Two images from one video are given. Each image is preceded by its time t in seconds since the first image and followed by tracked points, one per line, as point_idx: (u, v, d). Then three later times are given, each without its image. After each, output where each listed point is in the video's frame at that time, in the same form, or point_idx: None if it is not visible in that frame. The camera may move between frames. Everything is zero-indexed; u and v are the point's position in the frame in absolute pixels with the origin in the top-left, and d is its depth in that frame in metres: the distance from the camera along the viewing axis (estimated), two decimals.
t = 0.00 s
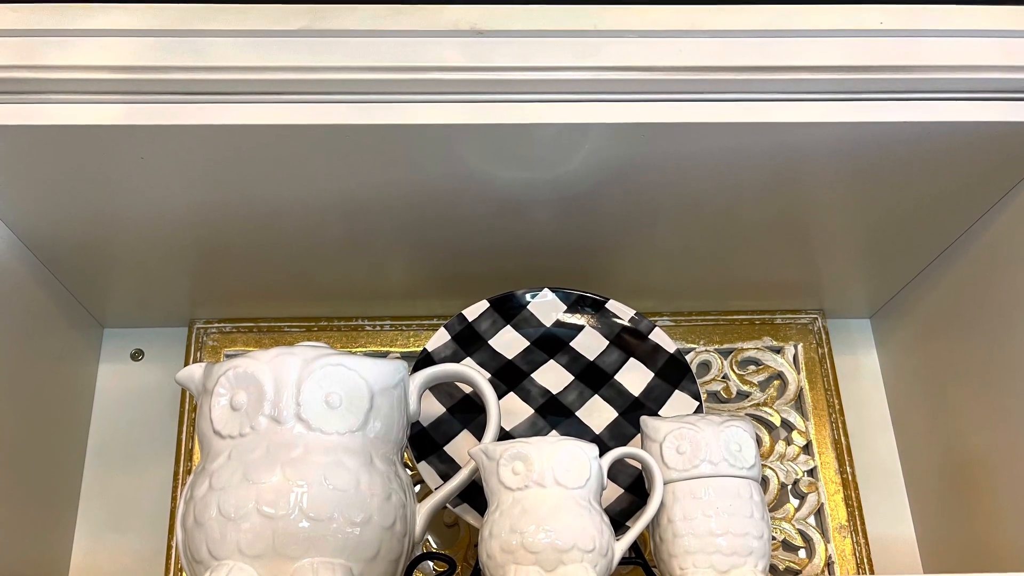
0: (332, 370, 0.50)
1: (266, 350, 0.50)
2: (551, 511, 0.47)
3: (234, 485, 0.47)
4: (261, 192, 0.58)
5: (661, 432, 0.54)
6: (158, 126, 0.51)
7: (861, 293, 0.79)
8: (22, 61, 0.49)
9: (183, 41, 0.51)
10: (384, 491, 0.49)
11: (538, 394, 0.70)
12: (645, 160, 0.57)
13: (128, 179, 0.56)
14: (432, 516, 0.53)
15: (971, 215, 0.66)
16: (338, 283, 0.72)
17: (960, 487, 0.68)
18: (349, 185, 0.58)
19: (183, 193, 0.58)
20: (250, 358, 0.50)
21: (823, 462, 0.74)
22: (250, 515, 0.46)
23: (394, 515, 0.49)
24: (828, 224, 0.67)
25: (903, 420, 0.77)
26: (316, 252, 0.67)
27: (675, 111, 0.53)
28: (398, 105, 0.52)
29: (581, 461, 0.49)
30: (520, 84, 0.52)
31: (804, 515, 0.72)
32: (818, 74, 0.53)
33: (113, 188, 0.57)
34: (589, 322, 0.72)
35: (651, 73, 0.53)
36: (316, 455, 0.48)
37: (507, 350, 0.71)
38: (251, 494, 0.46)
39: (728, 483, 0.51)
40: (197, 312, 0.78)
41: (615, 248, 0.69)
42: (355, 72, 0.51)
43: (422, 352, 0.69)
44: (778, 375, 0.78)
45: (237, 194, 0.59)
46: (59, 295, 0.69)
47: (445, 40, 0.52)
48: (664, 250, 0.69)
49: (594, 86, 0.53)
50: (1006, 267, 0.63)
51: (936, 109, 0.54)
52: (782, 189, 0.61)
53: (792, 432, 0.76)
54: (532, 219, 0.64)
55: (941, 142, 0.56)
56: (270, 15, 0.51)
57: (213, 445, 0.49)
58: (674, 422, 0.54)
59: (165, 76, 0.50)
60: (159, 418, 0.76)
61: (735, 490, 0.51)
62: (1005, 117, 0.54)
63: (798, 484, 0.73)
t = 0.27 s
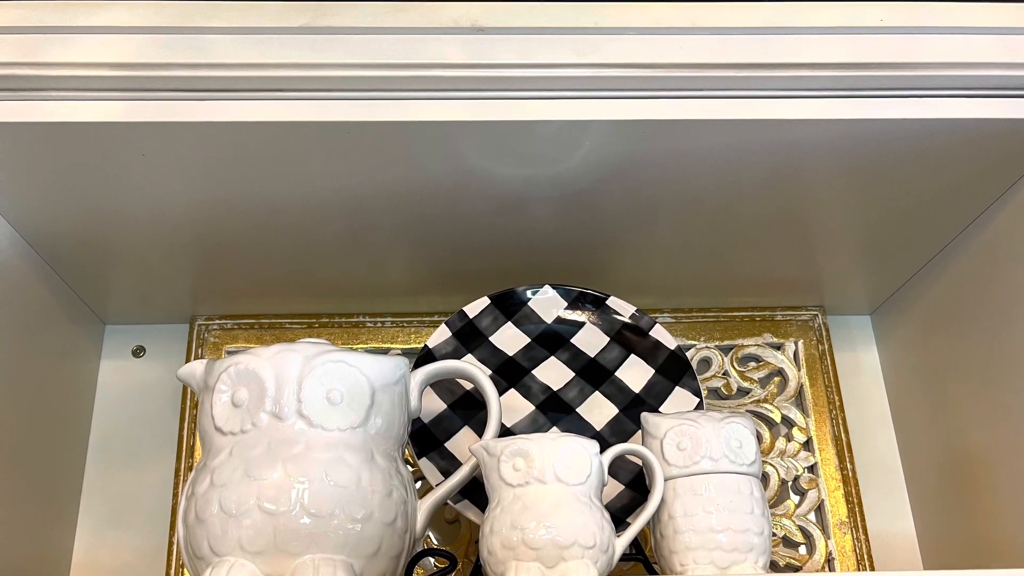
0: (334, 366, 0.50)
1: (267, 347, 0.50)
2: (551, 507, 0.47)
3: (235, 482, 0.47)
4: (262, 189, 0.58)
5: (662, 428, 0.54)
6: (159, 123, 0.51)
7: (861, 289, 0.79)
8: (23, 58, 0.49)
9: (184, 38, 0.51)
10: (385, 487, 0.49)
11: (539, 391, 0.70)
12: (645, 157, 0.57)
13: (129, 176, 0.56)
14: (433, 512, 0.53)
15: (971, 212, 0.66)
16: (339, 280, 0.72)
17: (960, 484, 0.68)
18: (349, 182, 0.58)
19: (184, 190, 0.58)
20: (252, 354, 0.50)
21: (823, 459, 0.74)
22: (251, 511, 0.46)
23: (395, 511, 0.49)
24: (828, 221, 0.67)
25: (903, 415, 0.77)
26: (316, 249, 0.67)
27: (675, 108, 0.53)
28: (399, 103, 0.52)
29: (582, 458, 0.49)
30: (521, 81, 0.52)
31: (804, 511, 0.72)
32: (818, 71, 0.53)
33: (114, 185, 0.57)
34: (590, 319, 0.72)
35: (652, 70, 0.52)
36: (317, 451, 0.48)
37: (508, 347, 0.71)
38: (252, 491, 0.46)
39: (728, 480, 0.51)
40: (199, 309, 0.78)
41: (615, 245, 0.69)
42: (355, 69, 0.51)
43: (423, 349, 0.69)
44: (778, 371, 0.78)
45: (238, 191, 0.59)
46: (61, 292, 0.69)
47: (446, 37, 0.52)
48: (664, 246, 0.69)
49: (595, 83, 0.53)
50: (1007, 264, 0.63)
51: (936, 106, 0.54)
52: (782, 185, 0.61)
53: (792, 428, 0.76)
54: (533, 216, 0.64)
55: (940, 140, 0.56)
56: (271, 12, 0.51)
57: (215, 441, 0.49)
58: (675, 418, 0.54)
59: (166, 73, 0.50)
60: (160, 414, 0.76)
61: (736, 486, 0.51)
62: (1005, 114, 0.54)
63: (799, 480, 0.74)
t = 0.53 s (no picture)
0: (335, 363, 0.50)
1: (268, 343, 0.50)
2: (553, 504, 0.47)
3: (237, 478, 0.47)
4: (263, 186, 0.58)
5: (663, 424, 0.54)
6: (160, 120, 0.51)
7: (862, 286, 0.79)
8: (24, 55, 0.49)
9: (186, 35, 0.51)
10: (387, 484, 0.49)
11: (540, 387, 0.70)
12: (646, 154, 0.57)
13: (130, 173, 0.56)
14: (434, 509, 0.53)
15: (971, 209, 0.66)
16: (339, 276, 0.72)
17: (960, 479, 0.68)
18: (350, 179, 0.58)
19: (185, 187, 0.58)
20: (253, 351, 0.50)
21: (823, 455, 0.74)
22: (253, 508, 0.46)
23: (396, 508, 0.49)
24: (829, 218, 0.67)
25: (903, 411, 0.77)
26: (317, 246, 0.67)
27: (675, 104, 0.53)
28: (399, 100, 0.52)
29: (583, 454, 0.49)
30: (522, 78, 0.52)
31: (805, 508, 0.72)
32: (819, 68, 0.53)
33: (115, 182, 0.57)
34: (591, 315, 0.72)
35: (652, 67, 0.52)
36: (318, 448, 0.48)
37: (509, 343, 0.71)
38: (254, 487, 0.46)
39: (729, 476, 0.52)
40: (200, 305, 0.78)
41: (616, 242, 0.69)
42: (355, 66, 0.51)
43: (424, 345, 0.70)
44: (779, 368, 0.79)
45: (239, 188, 0.59)
46: (62, 288, 0.69)
47: (447, 34, 0.52)
48: (665, 243, 0.69)
49: (596, 80, 0.53)
50: (1007, 261, 0.63)
51: (935, 102, 0.54)
52: (782, 182, 0.61)
53: (793, 425, 0.76)
54: (533, 213, 0.64)
55: (940, 136, 0.56)
56: (272, 9, 0.51)
57: (217, 437, 0.49)
58: (676, 415, 0.54)
59: (167, 70, 0.50)
60: (161, 411, 0.76)
61: (736, 482, 0.51)
62: (1004, 111, 0.54)
63: (799, 476, 0.74)
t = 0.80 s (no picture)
0: (336, 360, 0.50)
1: (269, 340, 0.50)
2: (553, 500, 0.47)
3: (239, 475, 0.47)
4: (264, 183, 0.58)
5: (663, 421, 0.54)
6: (161, 117, 0.51)
7: (862, 283, 0.79)
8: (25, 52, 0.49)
9: (188, 33, 0.51)
10: (387, 480, 0.49)
11: (540, 384, 0.70)
12: (647, 151, 0.57)
13: (131, 170, 0.56)
14: (434, 505, 0.53)
15: (971, 206, 0.66)
16: (340, 273, 0.72)
17: (960, 476, 0.68)
18: (350, 176, 0.58)
19: (186, 184, 0.58)
20: (254, 347, 0.50)
21: (823, 452, 0.74)
22: (255, 504, 0.46)
23: (397, 504, 0.49)
24: (829, 214, 0.67)
25: (903, 408, 0.78)
26: (318, 243, 0.67)
27: (675, 101, 0.53)
28: (399, 97, 0.52)
29: (584, 450, 0.49)
30: (523, 75, 0.52)
31: (805, 504, 0.72)
32: (820, 65, 0.53)
33: (116, 179, 0.57)
34: (592, 312, 0.72)
35: (653, 64, 0.52)
36: (319, 444, 0.48)
37: (510, 340, 0.71)
38: (255, 484, 0.46)
39: (729, 472, 0.52)
40: (201, 302, 0.78)
41: (616, 238, 0.69)
42: (355, 63, 0.51)
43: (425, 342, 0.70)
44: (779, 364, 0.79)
45: (241, 185, 0.59)
46: (64, 285, 0.69)
47: (448, 31, 0.52)
48: (666, 240, 0.69)
49: (597, 77, 0.53)
50: (1007, 258, 0.63)
51: (934, 99, 0.54)
52: (782, 179, 0.61)
53: (793, 421, 0.76)
54: (534, 210, 0.64)
55: (941, 133, 0.56)
56: (273, 6, 0.51)
57: (219, 434, 0.49)
58: (676, 411, 0.54)
59: (169, 68, 0.50)
60: (163, 407, 0.76)
61: (736, 478, 0.52)
62: (1003, 108, 0.54)
63: (799, 473, 0.74)
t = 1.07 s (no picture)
0: (336, 357, 0.50)
1: (270, 337, 0.50)
2: (553, 496, 0.48)
3: (240, 471, 0.47)
4: (265, 180, 0.58)
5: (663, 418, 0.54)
6: (162, 114, 0.51)
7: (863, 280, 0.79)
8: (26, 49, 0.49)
9: (190, 30, 0.51)
10: (388, 476, 0.49)
11: (541, 380, 0.70)
12: (647, 148, 0.57)
13: (132, 167, 0.56)
14: (436, 502, 0.54)
15: (971, 203, 0.66)
16: (341, 270, 0.72)
17: (960, 472, 0.69)
18: (351, 173, 0.58)
19: (187, 181, 0.58)
20: (255, 344, 0.50)
21: (823, 448, 0.75)
22: (256, 500, 0.46)
23: (398, 501, 0.49)
24: (830, 211, 0.67)
25: (903, 404, 0.78)
26: (319, 239, 0.67)
27: (676, 98, 0.53)
28: (400, 94, 0.52)
29: (584, 447, 0.49)
30: (524, 72, 0.52)
31: (805, 500, 0.73)
32: (820, 62, 0.53)
33: (117, 175, 0.57)
34: (592, 308, 0.72)
35: (654, 61, 0.52)
36: (319, 441, 0.48)
37: (510, 337, 0.71)
38: (256, 480, 0.47)
39: (729, 469, 0.52)
40: (202, 299, 0.78)
41: (617, 235, 0.69)
42: (356, 60, 0.51)
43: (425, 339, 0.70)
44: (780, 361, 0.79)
45: (242, 182, 0.59)
46: (65, 282, 0.69)
47: (450, 28, 0.52)
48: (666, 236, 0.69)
49: (598, 74, 0.53)
50: (1007, 255, 0.63)
51: (934, 96, 0.54)
52: (783, 176, 0.61)
53: (794, 418, 0.76)
54: (534, 206, 0.64)
55: (941, 131, 0.56)
56: (275, 3, 0.51)
57: (220, 430, 0.49)
58: (676, 408, 0.54)
59: (170, 64, 0.50)
60: (164, 404, 0.77)
61: (737, 475, 0.52)
62: (1003, 105, 0.54)
63: (799, 469, 0.74)
